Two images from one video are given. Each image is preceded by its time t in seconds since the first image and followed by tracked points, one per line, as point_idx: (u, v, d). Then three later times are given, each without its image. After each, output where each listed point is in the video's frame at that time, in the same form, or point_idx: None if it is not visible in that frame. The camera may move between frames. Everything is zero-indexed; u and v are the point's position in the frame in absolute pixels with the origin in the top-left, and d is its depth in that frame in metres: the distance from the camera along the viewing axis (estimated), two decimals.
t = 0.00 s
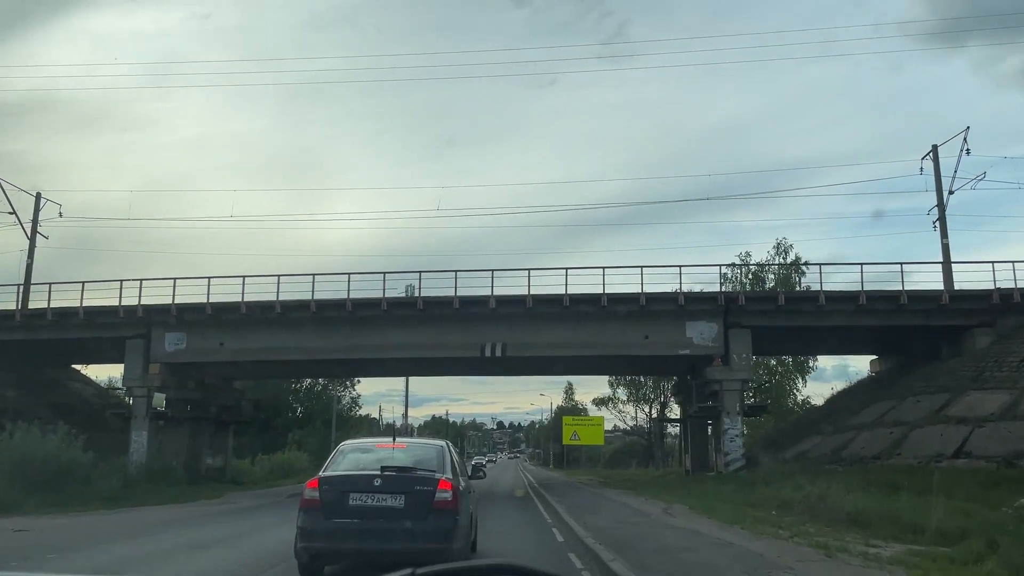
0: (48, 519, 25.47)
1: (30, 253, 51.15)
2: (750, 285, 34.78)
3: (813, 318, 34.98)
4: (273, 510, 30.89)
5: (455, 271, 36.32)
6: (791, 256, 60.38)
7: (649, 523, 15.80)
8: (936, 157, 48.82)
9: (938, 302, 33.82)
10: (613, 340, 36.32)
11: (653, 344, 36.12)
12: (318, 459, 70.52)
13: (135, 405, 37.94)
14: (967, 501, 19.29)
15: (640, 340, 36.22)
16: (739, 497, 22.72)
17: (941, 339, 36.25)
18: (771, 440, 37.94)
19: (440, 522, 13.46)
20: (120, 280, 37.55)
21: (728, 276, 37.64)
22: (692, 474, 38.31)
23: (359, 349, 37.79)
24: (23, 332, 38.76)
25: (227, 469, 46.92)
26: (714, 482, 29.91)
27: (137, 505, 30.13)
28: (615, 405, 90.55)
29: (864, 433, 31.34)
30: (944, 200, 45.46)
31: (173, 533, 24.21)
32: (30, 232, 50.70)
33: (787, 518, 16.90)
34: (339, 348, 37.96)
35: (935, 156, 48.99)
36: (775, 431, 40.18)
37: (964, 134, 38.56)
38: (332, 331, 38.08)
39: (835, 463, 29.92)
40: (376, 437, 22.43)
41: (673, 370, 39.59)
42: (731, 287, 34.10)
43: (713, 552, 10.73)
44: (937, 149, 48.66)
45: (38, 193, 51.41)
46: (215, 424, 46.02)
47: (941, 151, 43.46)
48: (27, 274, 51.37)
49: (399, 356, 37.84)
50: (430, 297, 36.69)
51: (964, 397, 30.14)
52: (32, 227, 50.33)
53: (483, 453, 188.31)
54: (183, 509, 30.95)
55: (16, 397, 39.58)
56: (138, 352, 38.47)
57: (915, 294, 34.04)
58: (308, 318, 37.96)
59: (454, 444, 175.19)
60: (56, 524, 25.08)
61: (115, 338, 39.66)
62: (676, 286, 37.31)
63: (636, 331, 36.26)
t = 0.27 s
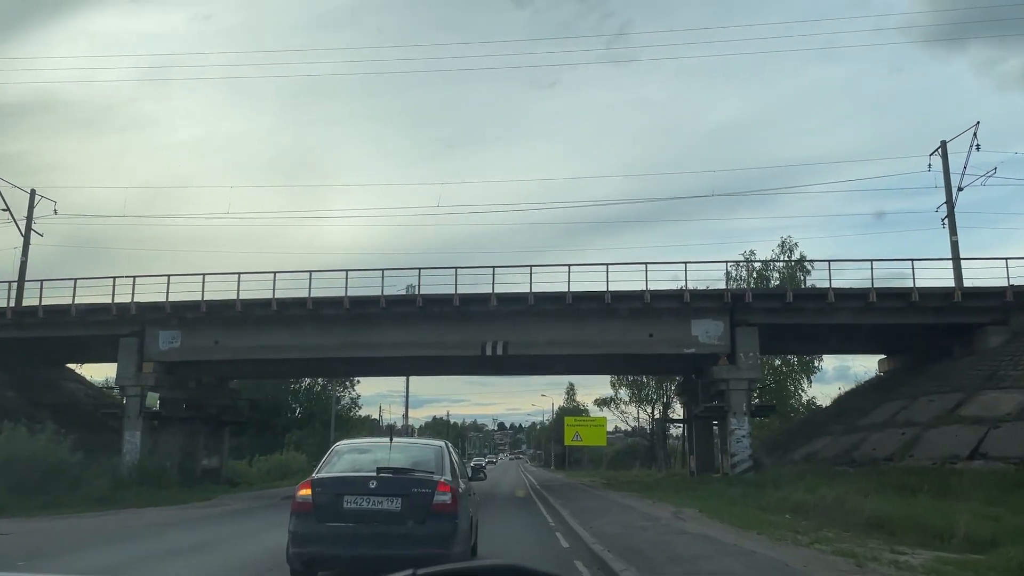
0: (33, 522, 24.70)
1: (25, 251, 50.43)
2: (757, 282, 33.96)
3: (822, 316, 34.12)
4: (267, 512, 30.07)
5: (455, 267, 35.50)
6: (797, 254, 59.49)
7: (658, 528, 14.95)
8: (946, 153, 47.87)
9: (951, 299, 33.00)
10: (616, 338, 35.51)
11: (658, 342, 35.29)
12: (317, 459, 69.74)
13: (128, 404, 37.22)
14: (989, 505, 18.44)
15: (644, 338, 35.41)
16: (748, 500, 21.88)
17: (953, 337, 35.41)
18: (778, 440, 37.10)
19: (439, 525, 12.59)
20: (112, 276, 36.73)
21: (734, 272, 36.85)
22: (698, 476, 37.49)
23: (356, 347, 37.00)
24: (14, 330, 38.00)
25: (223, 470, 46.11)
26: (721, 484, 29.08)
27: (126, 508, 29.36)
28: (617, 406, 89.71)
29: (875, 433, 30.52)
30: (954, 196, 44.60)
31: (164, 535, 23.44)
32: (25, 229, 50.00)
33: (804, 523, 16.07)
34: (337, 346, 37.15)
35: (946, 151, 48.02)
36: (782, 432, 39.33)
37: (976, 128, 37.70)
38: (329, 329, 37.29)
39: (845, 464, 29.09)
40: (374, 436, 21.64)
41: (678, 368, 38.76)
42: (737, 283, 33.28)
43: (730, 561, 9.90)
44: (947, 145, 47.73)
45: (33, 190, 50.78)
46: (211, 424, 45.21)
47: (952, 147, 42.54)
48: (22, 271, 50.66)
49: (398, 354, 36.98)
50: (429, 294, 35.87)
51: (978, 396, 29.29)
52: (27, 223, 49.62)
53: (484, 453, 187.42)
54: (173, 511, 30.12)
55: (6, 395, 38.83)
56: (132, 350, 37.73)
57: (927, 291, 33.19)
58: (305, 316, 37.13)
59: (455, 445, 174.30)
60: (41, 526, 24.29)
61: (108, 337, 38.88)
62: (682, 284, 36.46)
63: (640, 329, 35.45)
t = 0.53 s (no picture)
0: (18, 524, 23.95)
1: (18, 249, 49.75)
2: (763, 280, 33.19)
3: (830, 316, 33.35)
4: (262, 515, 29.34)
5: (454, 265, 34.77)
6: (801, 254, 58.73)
7: (668, 533, 14.15)
8: (953, 150, 47.17)
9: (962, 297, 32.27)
10: (619, 337, 34.77)
11: (661, 341, 34.53)
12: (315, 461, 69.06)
13: (121, 403, 36.51)
14: (1010, 509, 17.67)
15: (648, 338, 34.65)
16: (757, 503, 21.12)
17: (963, 336, 34.69)
18: (784, 442, 36.34)
19: (440, 530, 11.48)
20: (104, 273, 36.00)
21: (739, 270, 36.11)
22: (701, 478, 36.73)
23: (353, 346, 36.28)
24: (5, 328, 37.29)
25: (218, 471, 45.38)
26: (727, 486, 28.31)
27: (116, 509, 28.63)
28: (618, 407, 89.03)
29: (885, 435, 29.74)
30: (962, 194, 43.84)
31: (154, 538, 22.72)
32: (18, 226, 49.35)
33: (819, 528, 15.32)
34: (333, 345, 36.43)
35: (952, 149, 47.32)
36: (788, 433, 38.56)
37: (985, 123, 36.96)
38: (325, 327, 36.56)
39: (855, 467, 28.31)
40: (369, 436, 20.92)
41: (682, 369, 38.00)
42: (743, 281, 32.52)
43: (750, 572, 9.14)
44: (954, 142, 47.04)
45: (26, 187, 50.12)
46: (207, 424, 44.48)
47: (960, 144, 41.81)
48: (15, 269, 49.98)
49: (397, 353, 36.25)
50: (428, 292, 35.16)
51: (991, 396, 28.51)
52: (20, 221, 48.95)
53: (484, 455, 186.76)
54: (164, 513, 29.40)
55: None
56: (125, 349, 37.02)
57: (938, 289, 32.43)
58: (302, 314, 36.39)
59: (455, 446, 173.66)
60: (25, 529, 23.55)
61: (101, 335, 38.15)
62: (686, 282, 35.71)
63: (644, 328, 34.70)
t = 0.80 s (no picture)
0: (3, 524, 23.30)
1: (12, 245, 49.08)
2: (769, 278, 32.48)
3: (837, 314, 32.63)
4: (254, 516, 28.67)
5: (453, 262, 34.07)
6: (805, 253, 58.06)
7: (676, 538, 13.43)
8: (960, 148, 46.50)
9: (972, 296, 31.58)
10: (621, 335, 34.08)
11: (664, 340, 33.83)
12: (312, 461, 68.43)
13: (113, 401, 35.84)
14: None
15: (650, 336, 33.95)
16: (764, 505, 20.42)
17: (972, 337, 34.01)
18: (789, 443, 35.64)
19: (441, 533, 10.62)
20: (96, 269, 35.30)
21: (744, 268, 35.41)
22: (704, 479, 36.05)
23: (350, 344, 35.60)
24: None
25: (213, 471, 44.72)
26: (731, 488, 27.64)
27: (105, 509, 27.96)
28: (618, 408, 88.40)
29: (894, 436, 29.03)
30: (969, 192, 43.19)
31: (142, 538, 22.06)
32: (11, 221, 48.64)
33: (834, 533, 14.64)
34: (330, 343, 35.75)
35: (960, 147, 46.66)
36: (793, 434, 37.85)
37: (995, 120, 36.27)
38: (322, 324, 35.87)
39: (863, 468, 27.60)
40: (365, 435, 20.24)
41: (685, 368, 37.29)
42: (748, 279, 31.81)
43: None
44: (961, 139, 46.37)
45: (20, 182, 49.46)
46: (202, 423, 43.81)
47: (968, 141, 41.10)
48: (8, 265, 49.31)
49: (394, 352, 35.56)
50: (426, 289, 34.48)
51: (1003, 397, 27.79)
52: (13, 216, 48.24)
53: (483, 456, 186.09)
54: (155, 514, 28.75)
55: None
56: (117, 346, 36.34)
57: (947, 288, 31.73)
58: (298, 311, 35.70)
59: (454, 446, 172.83)
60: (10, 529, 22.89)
61: (93, 332, 37.46)
62: (690, 280, 35.00)
63: (646, 327, 34.00)
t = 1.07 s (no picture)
0: None
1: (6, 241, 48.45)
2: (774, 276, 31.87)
3: (843, 314, 32.03)
4: (247, 516, 28.04)
5: (453, 259, 33.45)
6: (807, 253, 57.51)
7: (683, 544, 12.81)
8: (966, 147, 45.89)
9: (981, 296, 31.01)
10: (622, 335, 33.47)
11: (667, 339, 33.23)
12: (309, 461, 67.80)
13: (105, 400, 35.20)
14: None
15: (653, 335, 33.34)
16: (771, 508, 19.80)
17: (979, 337, 33.42)
18: (793, 445, 35.03)
19: (443, 538, 9.96)
20: (89, 264, 34.67)
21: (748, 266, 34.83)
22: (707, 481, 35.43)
23: (346, 342, 34.98)
24: None
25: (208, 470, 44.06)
26: (735, 490, 27.01)
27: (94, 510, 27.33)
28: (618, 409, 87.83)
29: (902, 438, 28.42)
30: (974, 191, 42.64)
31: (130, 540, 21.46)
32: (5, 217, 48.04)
33: (847, 539, 14.04)
34: (325, 341, 35.12)
35: (966, 146, 46.05)
36: (797, 436, 37.22)
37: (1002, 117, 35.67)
38: (318, 322, 35.24)
39: (871, 471, 26.98)
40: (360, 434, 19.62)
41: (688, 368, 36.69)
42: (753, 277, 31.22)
43: None
44: (967, 138, 45.76)
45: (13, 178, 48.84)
46: (196, 422, 43.14)
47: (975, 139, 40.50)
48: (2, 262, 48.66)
49: (392, 350, 34.94)
50: (424, 286, 33.87)
51: (1014, 398, 27.19)
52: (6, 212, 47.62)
53: (481, 457, 185.35)
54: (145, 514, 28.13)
55: None
56: (109, 343, 35.70)
57: (955, 287, 31.14)
58: (294, 308, 35.06)
59: (453, 447, 172.07)
60: None
61: (86, 329, 36.83)
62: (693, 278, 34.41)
63: (648, 326, 33.38)
